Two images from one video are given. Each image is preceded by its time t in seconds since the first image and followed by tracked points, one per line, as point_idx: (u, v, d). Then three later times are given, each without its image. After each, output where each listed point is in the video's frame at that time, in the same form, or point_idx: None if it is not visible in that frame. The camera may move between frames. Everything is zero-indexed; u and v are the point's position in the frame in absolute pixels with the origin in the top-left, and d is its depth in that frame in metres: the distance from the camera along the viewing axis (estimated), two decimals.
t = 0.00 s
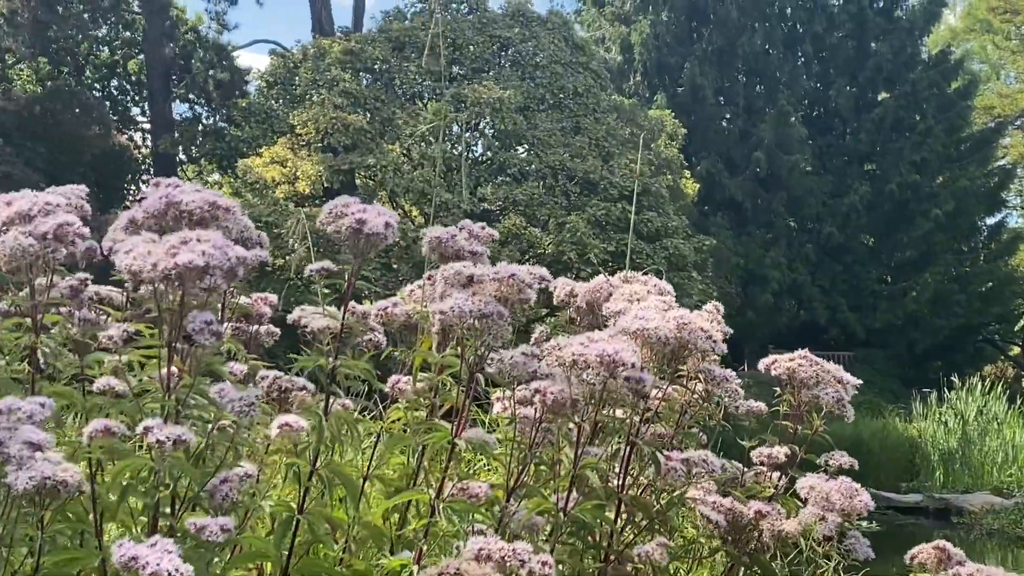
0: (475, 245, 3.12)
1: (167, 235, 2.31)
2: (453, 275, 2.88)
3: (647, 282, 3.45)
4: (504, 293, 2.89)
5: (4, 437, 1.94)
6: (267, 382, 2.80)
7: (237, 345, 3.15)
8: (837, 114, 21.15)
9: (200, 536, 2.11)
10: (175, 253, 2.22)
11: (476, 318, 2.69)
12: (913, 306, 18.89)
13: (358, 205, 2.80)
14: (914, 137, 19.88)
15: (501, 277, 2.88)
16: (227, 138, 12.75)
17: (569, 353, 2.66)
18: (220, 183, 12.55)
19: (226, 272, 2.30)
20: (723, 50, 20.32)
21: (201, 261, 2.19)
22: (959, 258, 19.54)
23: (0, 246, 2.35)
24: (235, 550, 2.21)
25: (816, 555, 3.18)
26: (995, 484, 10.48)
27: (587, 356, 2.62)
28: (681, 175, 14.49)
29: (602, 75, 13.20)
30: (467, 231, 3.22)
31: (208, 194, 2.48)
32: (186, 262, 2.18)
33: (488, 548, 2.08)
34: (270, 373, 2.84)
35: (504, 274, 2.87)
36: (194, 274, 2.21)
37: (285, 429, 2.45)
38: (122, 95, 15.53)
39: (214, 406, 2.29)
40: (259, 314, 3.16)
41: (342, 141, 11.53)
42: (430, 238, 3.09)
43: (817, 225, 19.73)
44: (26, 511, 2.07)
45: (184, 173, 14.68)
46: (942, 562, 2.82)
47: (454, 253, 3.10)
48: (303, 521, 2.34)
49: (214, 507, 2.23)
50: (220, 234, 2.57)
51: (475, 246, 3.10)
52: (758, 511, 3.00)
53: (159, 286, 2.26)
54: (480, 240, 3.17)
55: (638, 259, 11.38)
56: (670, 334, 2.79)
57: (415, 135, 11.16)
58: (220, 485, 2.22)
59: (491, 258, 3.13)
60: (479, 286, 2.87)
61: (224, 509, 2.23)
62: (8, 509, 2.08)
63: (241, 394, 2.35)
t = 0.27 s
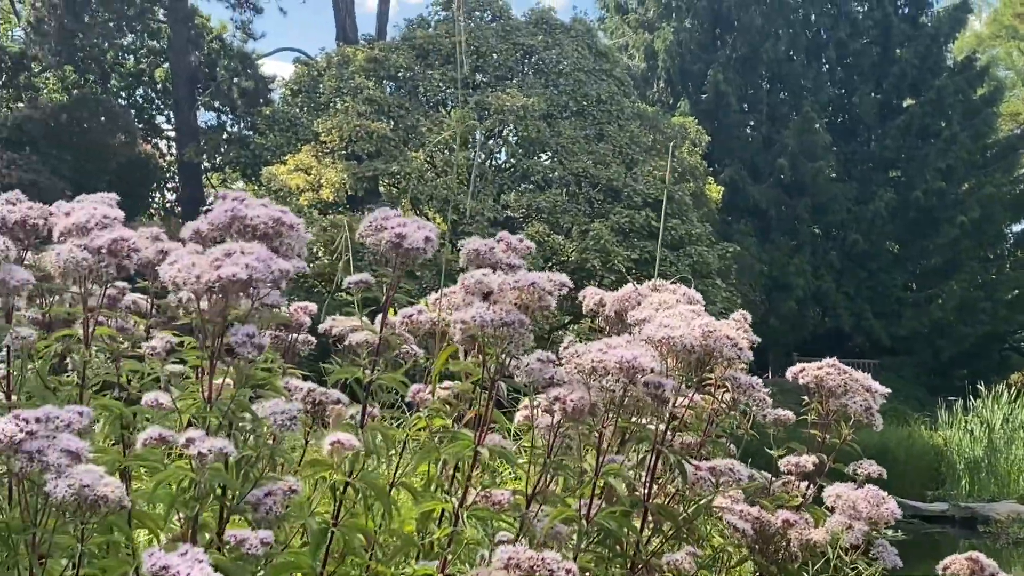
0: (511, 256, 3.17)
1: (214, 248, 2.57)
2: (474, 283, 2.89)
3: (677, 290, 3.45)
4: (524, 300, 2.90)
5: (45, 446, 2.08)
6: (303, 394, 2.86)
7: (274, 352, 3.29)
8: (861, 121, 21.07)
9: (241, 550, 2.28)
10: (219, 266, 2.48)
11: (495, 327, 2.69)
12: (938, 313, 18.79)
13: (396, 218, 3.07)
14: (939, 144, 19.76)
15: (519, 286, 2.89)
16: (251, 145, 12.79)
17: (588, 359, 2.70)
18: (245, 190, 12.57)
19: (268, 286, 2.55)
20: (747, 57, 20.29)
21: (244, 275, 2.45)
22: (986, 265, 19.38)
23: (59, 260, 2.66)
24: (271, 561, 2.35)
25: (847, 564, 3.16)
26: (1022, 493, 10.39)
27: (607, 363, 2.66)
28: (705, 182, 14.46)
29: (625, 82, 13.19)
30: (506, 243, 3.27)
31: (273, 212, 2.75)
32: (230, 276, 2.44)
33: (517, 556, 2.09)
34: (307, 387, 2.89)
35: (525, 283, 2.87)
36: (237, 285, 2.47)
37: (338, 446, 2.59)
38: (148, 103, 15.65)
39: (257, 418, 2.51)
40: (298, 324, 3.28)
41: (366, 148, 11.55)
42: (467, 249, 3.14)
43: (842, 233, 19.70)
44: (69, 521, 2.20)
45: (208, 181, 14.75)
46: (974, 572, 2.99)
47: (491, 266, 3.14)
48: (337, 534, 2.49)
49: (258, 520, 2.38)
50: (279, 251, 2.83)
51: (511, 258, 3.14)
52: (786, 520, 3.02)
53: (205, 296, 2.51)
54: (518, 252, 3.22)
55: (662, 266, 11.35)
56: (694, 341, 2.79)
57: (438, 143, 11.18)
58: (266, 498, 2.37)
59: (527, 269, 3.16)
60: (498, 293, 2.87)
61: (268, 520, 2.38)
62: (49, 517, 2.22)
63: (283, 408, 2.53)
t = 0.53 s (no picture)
0: (534, 263, 3.19)
1: (249, 256, 2.59)
2: (494, 291, 2.90)
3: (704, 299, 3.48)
4: (546, 307, 2.91)
5: (70, 454, 2.11)
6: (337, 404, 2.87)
7: (312, 362, 3.32)
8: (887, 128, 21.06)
9: (276, 554, 2.28)
10: (255, 273, 2.50)
11: (517, 334, 2.70)
12: (965, 321, 18.67)
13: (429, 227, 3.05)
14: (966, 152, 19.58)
15: (541, 292, 2.90)
16: (277, 154, 12.85)
17: (614, 367, 2.69)
18: (270, 198, 12.61)
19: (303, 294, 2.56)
20: (773, 65, 20.25)
21: (279, 280, 2.47)
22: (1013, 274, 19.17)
23: (107, 271, 2.70)
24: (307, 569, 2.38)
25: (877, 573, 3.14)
26: None
27: (633, 370, 2.65)
28: (731, 190, 14.43)
29: (650, 90, 13.18)
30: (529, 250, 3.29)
31: (317, 222, 2.76)
32: (266, 282, 2.45)
33: (552, 565, 2.21)
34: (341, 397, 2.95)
35: (546, 288, 2.89)
36: (272, 291, 2.49)
37: (375, 454, 2.62)
38: (174, 111, 15.77)
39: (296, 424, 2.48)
40: (335, 335, 3.29)
41: (391, 157, 11.58)
42: (491, 257, 3.17)
43: (867, 240, 19.68)
44: (98, 528, 2.24)
45: (234, 190, 14.83)
46: None
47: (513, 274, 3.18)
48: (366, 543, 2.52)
49: (293, 529, 2.41)
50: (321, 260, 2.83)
51: (534, 265, 3.17)
52: (817, 529, 3.02)
53: (240, 302, 2.53)
54: (541, 260, 3.23)
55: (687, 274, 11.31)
56: (720, 348, 2.79)
57: (463, 151, 11.20)
58: (300, 506, 2.39)
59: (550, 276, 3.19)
60: (520, 301, 2.89)
61: (305, 529, 2.40)
62: (80, 524, 2.25)
63: (316, 414, 2.51)
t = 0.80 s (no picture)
0: (550, 271, 3.21)
1: (273, 265, 2.62)
2: (525, 300, 2.91)
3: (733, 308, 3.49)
4: (576, 315, 2.92)
5: (101, 463, 2.12)
6: (364, 414, 2.95)
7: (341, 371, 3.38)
8: (914, 136, 20.95)
9: (304, 560, 2.29)
10: (280, 281, 2.52)
11: (547, 343, 2.69)
12: (995, 330, 18.54)
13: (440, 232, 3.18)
14: (995, 160, 19.45)
15: (572, 300, 2.91)
16: (303, 164, 12.86)
17: (645, 377, 2.68)
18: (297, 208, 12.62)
19: (328, 301, 2.58)
20: (799, 73, 20.19)
21: (304, 288, 2.49)
22: None
23: (140, 280, 2.70)
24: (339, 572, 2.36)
25: None
26: None
27: (664, 380, 2.64)
28: (757, 198, 14.38)
29: (676, 98, 13.16)
30: (542, 257, 3.37)
31: (329, 226, 2.83)
32: (291, 290, 2.48)
33: None
34: (366, 406, 2.97)
35: (576, 297, 2.90)
36: (297, 299, 2.51)
37: (394, 459, 2.59)
38: (201, 121, 15.84)
39: (314, 434, 2.48)
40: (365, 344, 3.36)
41: (417, 166, 11.58)
42: (506, 266, 3.17)
43: (895, 249, 19.57)
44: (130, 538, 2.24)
45: (261, 200, 14.88)
46: None
47: (529, 280, 3.18)
48: (388, 549, 2.54)
49: (320, 533, 2.41)
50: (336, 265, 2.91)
51: (550, 273, 3.19)
52: (849, 540, 2.99)
53: (266, 310, 2.55)
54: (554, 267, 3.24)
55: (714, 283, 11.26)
56: (750, 357, 2.78)
57: (489, 160, 11.20)
58: (325, 511, 2.39)
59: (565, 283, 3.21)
60: (549, 309, 2.90)
61: (331, 534, 2.40)
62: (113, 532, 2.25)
63: (342, 419, 2.54)
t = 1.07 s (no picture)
0: (567, 277, 3.22)
1: (293, 274, 2.66)
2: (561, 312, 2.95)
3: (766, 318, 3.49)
4: (615, 328, 2.98)
5: (135, 473, 2.12)
6: (388, 421, 3.04)
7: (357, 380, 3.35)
8: (943, 145, 20.84)
9: (332, 569, 2.33)
10: (302, 291, 2.55)
11: (583, 354, 2.69)
12: None
13: (452, 239, 3.30)
14: None
15: (609, 311, 2.96)
16: (329, 174, 12.88)
17: (672, 388, 2.66)
18: (323, 218, 12.64)
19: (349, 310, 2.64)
20: (827, 82, 20.11)
21: (326, 298, 2.51)
22: None
23: (167, 287, 2.76)
24: None
25: None
26: None
27: (692, 392, 2.63)
28: (784, 208, 14.33)
29: (703, 107, 13.13)
30: (560, 263, 3.32)
31: (334, 233, 2.94)
32: (314, 299, 2.51)
33: None
34: (389, 412, 3.06)
35: (613, 309, 2.96)
36: (319, 309, 2.54)
37: (408, 463, 2.60)
38: (229, 132, 15.91)
39: (332, 442, 2.51)
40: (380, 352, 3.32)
41: (443, 177, 11.58)
42: (524, 274, 3.16)
43: (924, 258, 19.46)
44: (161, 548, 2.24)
45: (287, 210, 14.94)
46: None
47: (547, 287, 3.17)
48: (409, 555, 2.56)
49: (340, 541, 2.42)
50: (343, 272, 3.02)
51: (568, 280, 3.20)
52: (880, 553, 2.98)
53: (288, 320, 2.58)
54: (573, 273, 3.26)
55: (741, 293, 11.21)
56: (779, 368, 2.76)
57: (515, 169, 11.21)
58: (347, 519, 2.39)
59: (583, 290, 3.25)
60: (587, 321, 2.95)
61: (351, 541, 2.40)
62: (144, 540, 2.26)
63: (365, 428, 2.57)
